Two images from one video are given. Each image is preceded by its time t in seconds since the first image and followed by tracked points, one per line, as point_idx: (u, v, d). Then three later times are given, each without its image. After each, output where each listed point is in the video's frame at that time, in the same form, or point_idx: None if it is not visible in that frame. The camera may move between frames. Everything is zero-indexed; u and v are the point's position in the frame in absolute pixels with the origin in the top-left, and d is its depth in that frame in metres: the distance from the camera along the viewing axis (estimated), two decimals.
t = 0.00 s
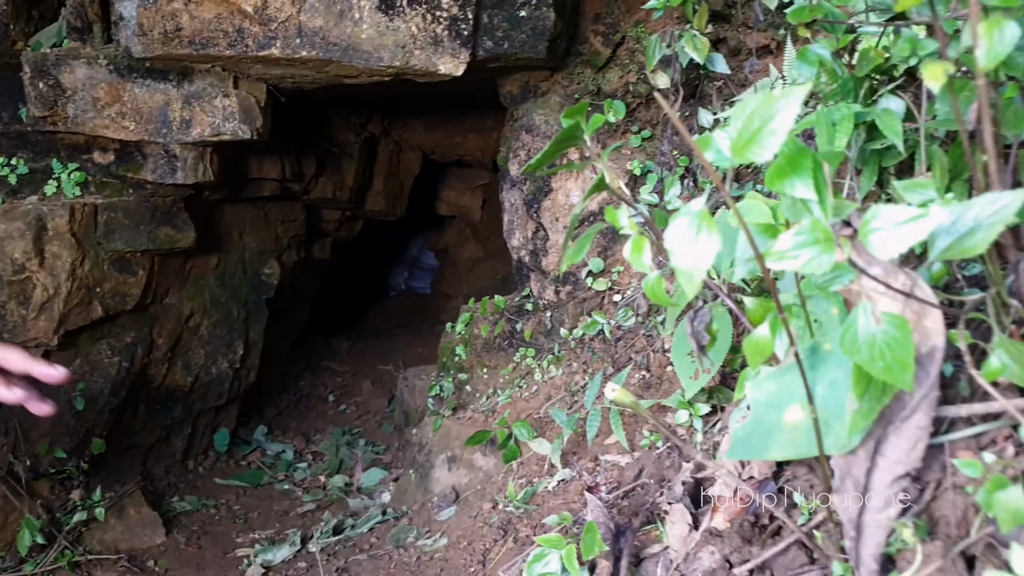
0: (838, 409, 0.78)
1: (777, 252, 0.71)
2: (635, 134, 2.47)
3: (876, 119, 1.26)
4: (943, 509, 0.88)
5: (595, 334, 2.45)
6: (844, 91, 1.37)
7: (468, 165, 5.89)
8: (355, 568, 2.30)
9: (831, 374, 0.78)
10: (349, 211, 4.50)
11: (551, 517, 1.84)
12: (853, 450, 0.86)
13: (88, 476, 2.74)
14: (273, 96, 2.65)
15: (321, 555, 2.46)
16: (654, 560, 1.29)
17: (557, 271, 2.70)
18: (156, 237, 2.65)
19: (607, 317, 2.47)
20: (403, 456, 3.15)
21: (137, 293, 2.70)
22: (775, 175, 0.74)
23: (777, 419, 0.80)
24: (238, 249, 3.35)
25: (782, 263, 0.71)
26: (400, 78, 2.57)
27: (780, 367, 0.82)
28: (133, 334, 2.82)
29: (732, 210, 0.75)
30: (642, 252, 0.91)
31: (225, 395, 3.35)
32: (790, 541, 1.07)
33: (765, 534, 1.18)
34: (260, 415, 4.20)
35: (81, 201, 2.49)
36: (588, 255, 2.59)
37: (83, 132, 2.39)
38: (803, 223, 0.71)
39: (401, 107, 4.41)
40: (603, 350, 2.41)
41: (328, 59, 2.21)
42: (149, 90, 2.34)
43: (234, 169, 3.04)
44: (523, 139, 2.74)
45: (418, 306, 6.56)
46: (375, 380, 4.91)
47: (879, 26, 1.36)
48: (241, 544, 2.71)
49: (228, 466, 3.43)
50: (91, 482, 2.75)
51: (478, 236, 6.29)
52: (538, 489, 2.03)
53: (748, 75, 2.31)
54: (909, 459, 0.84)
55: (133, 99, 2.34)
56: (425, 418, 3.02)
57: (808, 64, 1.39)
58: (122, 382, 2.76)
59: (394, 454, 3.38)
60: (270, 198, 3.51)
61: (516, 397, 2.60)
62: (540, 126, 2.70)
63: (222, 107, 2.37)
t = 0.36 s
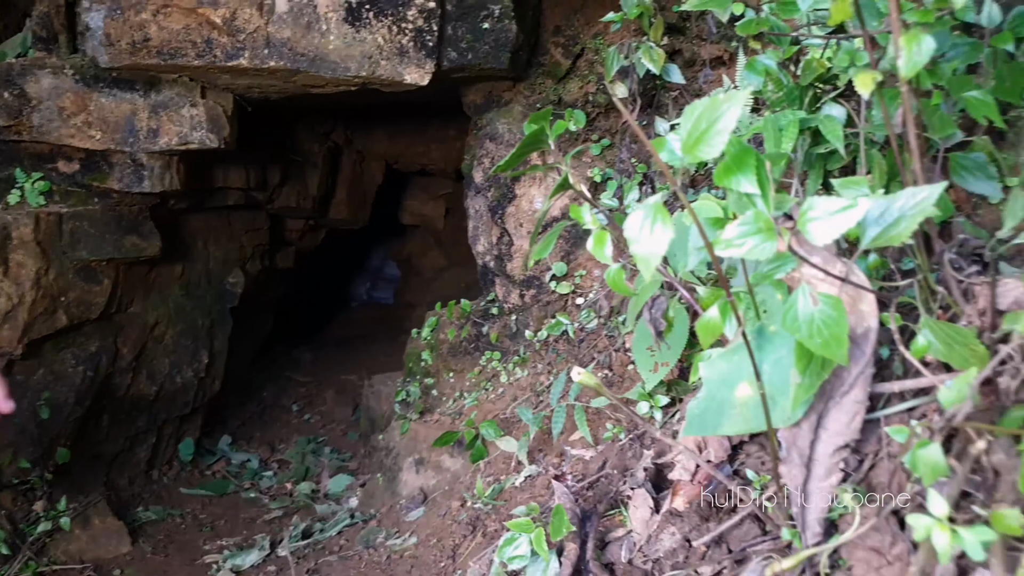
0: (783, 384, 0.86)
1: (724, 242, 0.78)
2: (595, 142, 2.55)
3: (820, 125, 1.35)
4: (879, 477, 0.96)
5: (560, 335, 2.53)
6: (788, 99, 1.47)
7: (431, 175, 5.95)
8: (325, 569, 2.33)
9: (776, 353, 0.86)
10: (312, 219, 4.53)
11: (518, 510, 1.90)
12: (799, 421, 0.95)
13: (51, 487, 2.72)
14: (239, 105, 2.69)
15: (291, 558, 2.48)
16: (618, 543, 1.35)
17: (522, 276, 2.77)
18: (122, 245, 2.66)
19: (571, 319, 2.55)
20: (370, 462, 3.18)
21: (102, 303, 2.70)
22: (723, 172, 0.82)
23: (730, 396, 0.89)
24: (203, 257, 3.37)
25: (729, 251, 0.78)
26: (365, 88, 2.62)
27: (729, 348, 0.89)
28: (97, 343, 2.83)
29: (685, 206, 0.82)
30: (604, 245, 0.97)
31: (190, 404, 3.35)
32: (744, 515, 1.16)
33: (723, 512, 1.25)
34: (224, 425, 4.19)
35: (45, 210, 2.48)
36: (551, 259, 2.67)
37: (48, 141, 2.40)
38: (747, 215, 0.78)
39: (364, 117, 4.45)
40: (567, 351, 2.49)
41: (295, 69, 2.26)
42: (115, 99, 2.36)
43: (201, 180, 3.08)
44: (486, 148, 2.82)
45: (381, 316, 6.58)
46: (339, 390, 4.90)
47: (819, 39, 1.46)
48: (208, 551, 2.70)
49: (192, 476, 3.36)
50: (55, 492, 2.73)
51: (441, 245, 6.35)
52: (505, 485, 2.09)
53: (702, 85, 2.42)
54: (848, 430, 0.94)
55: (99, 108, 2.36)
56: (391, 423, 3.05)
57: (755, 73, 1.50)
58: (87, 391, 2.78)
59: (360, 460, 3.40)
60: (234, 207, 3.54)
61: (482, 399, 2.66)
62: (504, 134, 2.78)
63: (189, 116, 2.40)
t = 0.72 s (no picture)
0: (769, 363, 0.93)
1: (715, 225, 0.82)
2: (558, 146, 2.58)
3: (786, 124, 1.39)
4: (859, 454, 1.06)
5: (529, 336, 2.54)
6: (755, 98, 1.49)
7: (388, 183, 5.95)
8: None
9: (763, 333, 0.92)
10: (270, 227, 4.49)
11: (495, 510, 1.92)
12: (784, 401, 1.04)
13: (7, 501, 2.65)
14: (199, 109, 2.66)
15: (260, 566, 2.45)
16: (599, 534, 1.37)
17: (489, 279, 2.78)
18: (78, 252, 2.64)
19: (540, 320, 2.56)
20: (336, 470, 3.14)
21: (58, 310, 2.66)
22: (710, 159, 0.84)
23: (718, 377, 0.94)
24: (160, 265, 3.32)
25: (720, 234, 0.81)
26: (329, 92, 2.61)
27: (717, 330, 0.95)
28: (53, 353, 2.76)
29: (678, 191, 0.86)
30: (594, 233, 1.08)
31: (148, 415, 3.28)
32: (728, 497, 1.20)
33: (702, 499, 1.28)
34: (182, 437, 4.10)
35: None
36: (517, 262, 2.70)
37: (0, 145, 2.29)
38: (737, 198, 0.81)
39: (321, 124, 4.44)
40: (535, 353, 2.50)
41: (260, 72, 2.24)
42: (72, 102, 2.30)
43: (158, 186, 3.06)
44: (451, 152, 2.83)
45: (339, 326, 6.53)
46: (298, 400, 4.84)
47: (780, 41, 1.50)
48: (173, 563, 2.61)
49: (152, 489, 3.29)
50: (10, 507, 2.66)
51: (399, 253, 6.34)
52: (479, 485, 2.10)
53: (664, 90, 2.46)
54: (829, 409, 1.03)
55: (55, 110, 2.29)
56: (357, 430, 3.03)
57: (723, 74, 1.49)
58: (43, 401, 2.70)
59: (324, 470, 3.36)
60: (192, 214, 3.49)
61: (451, 403, 2.66)
62: (468, 139, 2.79)
63: (150, 119, 2.36)
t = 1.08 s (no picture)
0: (788, 379, 0.97)
1: (738, 239, 0.86)
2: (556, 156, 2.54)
3: (787, 135, 1.39)
4: (875, 467, 1.12)
5: (524, 347, 2.53)
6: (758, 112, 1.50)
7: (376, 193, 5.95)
8: None
9: (783, 349, 0.97)
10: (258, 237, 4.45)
11: (495, 523, 1.92)
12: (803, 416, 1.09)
13: None
14: (191, 118, 2.64)
15: None
16: (605, 548, 1.39)
17: (482, 290, 2.77)
18: (72, 264, 2.65)
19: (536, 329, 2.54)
20: (327, 481, 3.12)
21: (49, 322, 2.66)
22: (730, 173, 0.87)
23: (736, 392, 0.99)
24: (150, 276, 3.28)
25: (742, 248, 0.86)
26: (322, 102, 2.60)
27: (736, 346, 0.99)
28: (44, 365, 2.73)
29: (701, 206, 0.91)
30: (611, 247, 1.11)
31: (138, 427, 3.24)
32: (740, 512, 1.24)
33: (710, 513, 1.31)
34: (170, 448, 4.06)
35: None
36: (510, 273, 2.70)
37: None
38: (758, 214, 0.86)
39: (310, 133, 4.43)
40: (530, 364, 2.50)
41: (255, 82, 2.23)
42: (65, 112, 2.27)
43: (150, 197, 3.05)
44: (444, 162, 2.82)
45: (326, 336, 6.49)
46: (286, 410, 4.81)
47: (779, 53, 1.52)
48: None
49: (142, 501, 3.25)
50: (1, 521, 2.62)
51: (386, 263, 6.33)
52: (476, 498, 2.09)
53: (655, 101, 2.46)
54: (846, 425, 1.10)
55: (48, 121, 2.26)
56: (349, 441, 3.00)
57: (726, 85, 1.53)
58: (35, 414, 2.66)
59: (314, 481, 3.33)
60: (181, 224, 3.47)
61: (444, 414, 2.64)
62: (462, 149, 2.78)
63: (144, 130, 2.35)
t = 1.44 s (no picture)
0: (801, 392, 1.01)
1: (753, 253, 0.88)
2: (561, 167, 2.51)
3: (792, 147, 1.41)
4: (886, 479, 1.13)
5: (526, 356, 2.53)
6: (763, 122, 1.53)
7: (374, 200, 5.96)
8: None
9: (796, 361, 1.01)
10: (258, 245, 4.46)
11: (499, 532, 1.93)
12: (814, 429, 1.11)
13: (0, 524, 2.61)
14: (194, 127, 2.65)
15: None
16: (612, 558, 1.41)
17: (484, 298, 2.78)
18: (74, 273, 2.67)
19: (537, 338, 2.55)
20: (327, 490, 3.11)
21: (53, 330, 2.68)
22: (745, 188, 0.88)
23: (749, 405, 1.02)
24: (151, 284, 3.28)
25: (758, 262, 0.87)
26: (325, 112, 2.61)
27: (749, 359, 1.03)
28: (47, 373, 2.73)
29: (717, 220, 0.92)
30: (624, 259, 1.12)
31: (139, 435, 3.24)
32: (750, 523, 1.25)
33: (718, 523, 1.33)
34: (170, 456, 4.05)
35: None
36: (511, 282, 2.71)
37: None
38: (774, 228, 0.87)
39: (310, 142, 4.44)
40: (531, 373, 2.50)
41: (259, 93, 2.24)
42: (70, 122, 2.27)
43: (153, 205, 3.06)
44: (446, 172, 2.83)
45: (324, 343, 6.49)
46: (284, 418, 4.80)
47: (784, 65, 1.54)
48: None
49: (142, 509, 3.25)
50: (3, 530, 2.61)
51: (384, 270, 6.34)
52: (479, 507, 2.10)
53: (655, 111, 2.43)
54: (857, 437, 1.11)
55: (53, 131, 2.27)
56: (349, 450, 3.00)
57: (732, 97, 1.57)
58: (38, 422, 2.66)
59: (314, 489, 3.33)
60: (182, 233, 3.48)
61: (446, 422, 2.65)
62: (463, 159, 2.79)
63: (148, 140, 2.37)
